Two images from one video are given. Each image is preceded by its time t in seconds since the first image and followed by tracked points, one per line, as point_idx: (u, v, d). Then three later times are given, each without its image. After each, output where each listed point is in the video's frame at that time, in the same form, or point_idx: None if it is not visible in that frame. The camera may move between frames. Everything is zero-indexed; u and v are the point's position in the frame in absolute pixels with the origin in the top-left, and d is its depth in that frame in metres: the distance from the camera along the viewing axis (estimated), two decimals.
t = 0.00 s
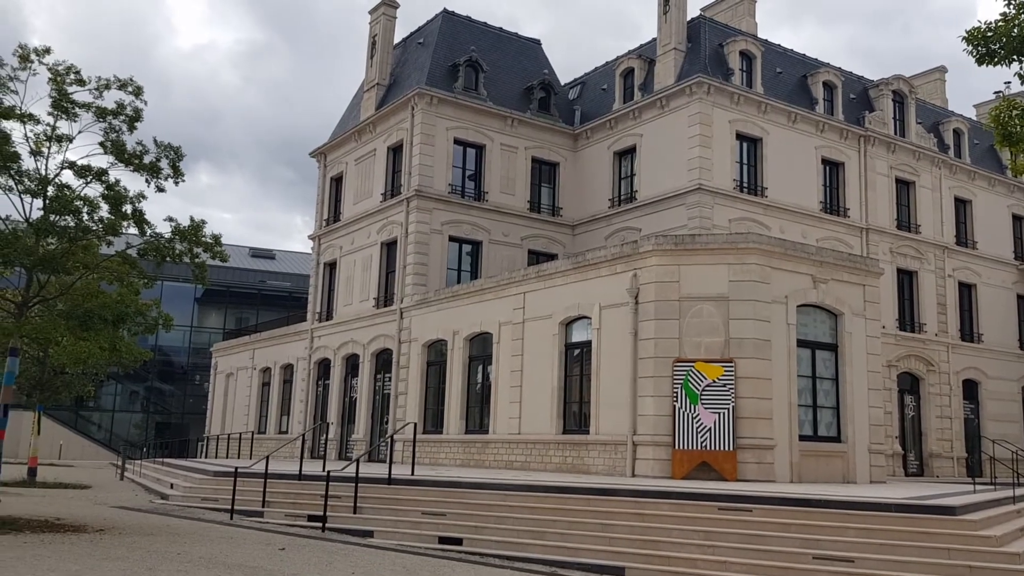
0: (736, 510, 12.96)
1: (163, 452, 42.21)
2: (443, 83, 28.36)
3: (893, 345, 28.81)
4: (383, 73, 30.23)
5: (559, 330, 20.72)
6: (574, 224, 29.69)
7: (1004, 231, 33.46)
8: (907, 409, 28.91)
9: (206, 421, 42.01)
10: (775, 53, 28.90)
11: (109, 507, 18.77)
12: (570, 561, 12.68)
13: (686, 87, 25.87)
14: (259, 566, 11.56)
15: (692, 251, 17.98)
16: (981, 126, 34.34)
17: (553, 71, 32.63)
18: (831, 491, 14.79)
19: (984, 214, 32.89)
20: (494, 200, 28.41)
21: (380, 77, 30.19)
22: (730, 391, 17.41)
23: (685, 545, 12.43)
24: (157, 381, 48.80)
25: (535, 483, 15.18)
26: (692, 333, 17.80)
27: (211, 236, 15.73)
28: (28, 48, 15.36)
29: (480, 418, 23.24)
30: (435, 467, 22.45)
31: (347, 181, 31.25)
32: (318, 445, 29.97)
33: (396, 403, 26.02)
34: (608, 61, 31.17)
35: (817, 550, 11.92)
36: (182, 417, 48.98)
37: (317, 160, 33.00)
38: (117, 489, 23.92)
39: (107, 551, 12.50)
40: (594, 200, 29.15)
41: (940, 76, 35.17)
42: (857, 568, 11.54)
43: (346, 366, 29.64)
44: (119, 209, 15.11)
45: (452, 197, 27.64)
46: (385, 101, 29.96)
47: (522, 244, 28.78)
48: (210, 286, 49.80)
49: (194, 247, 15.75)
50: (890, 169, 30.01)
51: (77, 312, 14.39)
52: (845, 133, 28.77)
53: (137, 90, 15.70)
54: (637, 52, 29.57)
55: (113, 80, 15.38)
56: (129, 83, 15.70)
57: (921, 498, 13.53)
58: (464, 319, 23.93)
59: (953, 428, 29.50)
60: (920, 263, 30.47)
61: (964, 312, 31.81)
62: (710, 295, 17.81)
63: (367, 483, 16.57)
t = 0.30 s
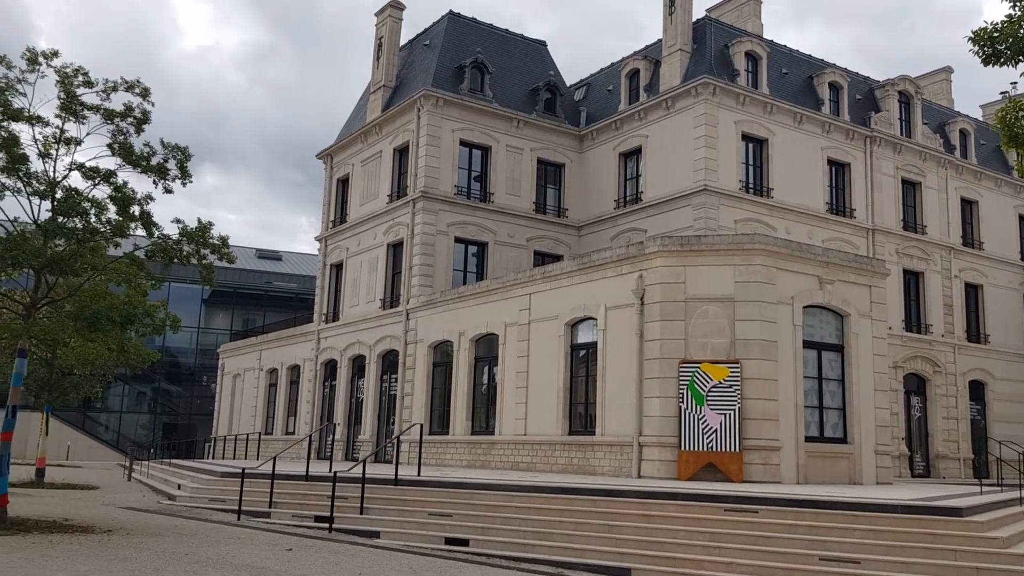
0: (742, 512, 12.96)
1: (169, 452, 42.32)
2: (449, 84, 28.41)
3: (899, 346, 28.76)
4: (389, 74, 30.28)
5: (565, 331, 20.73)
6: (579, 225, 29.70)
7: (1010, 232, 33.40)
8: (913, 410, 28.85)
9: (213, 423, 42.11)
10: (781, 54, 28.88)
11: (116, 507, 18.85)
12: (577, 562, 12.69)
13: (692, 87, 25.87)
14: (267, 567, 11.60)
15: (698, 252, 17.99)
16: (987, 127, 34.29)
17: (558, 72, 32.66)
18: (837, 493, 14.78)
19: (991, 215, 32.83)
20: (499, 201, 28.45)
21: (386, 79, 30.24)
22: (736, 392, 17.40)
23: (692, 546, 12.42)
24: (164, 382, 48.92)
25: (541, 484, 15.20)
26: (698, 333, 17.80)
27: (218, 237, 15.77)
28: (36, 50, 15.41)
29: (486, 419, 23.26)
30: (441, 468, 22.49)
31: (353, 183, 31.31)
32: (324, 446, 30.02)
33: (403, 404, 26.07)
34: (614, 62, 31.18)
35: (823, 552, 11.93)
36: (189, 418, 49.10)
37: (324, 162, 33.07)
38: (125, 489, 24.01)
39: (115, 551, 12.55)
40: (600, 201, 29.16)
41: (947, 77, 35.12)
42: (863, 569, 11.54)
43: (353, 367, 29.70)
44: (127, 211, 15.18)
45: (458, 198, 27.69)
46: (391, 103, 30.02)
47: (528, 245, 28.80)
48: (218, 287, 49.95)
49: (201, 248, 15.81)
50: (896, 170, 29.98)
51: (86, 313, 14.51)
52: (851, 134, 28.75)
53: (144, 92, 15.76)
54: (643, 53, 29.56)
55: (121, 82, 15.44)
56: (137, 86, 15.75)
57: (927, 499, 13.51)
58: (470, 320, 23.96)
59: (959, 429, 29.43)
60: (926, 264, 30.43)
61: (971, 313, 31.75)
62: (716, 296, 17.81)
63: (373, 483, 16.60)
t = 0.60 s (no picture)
0: (758, 512, 12.93)
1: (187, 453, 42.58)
2: (463, 86, 28.48)
3: (916, 346, 28.62)
4: (403, 76, 30.37)
5: (580, 332, 20.75)
6: (594, 226, 29.70)
7: None
8: (930, 410, 28.66)
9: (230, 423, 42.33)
10: (796, 53, 28.80)
11: (136, 507, 19.00)
12: (592, 562, 12.72)
13: (706, 87, 25.84)
14: (284, 566, 11.68)
15: (712, 252, 17.97)
16: (1004, 125, 34.08)
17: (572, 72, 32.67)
18: (854, 493, 14.73)
19: (1009, 213, 32.61)
20: (514, 202, 28.49)
21: (401, 80, 30.33)
22: (752, 392, 17.38)
23: (708, 547, 12.42)
24: (182, 382, 49.22)
25: (556, 484, 15.22)
26: (713, 333, 17.79)
27: (236, 239, 15.87)
28: (54, 54, 15.54)
29: (502, 419, 23.30)
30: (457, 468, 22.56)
31: (368, 184, 31.43)
32: (340, 446, 30.15)
33: (418, 404, 26.15)
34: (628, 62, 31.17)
35: (840, 553, 11.90)
36: (207, 419, 49.39)
37: (339, 163, 33.20)
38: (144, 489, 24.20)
39: (133, 551, 12.66)
40: (614, 201, 29.15)
41: (963, 75, 34.92)
42: (881, 570, 11.51)
43: (368, 368, 29.80)
44: (145, 213, 15.31)
45: (472, 199, 27.76)
46: (405, 104, 30.11)
47: (543, 246, 28.83)
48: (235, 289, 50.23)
49: (218, 250, 15.92)
50: (912, 169, 29.83)
51: (105, 314, 14.67)
52: (867, 133, 28.64)
53: (161, 95, 15.88)
54: (657, 53, 29.53)
55: (138, 86, 15.57)
56: (154, 89, 15.88)
57: (944, 500, 13.45)
58: (485, 321, 24.01)
59: (977, 429, 29.23)
60: (943, 263, 30.28)
61: (988, 313, 31.55)
62: (731, 296, 17.79)
63: (390, 484, 16.66)
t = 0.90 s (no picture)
0: (782, 513, 12.85)
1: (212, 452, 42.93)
2: (485, 86, 28.54)
3: (942, 346, 28.36)
4: (426, 77, 30.47)
5: (602, 331, 20.74)
6: (616, 225, 29.66)
7: None
8: (957, 410, 28.34)
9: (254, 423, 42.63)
10: (819, 51, 28.62)
11: (163, 505, 19.20)
12: (615, 563, 12.73)
13: (729, 86, 25.73)
14: (308, 564, 11.80)
15: (735, 251, 17.91)
16: None
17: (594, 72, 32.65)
18: (879, 494, 14.63)
19: None
20: (536, 202, 28.51)
21: (423, 81, 30.43)
22: (776, 392, 17.31)
23: (732, 547, 12.39)
24: (208, 382, 49.65)
25: (579, 484, 15.23)
26: (736, 333, 17.72)
27: (260, 239, 15.99)
28: (81, 58, 15.73)
29: (524, 419, 23.34)
30: (480, 467, 22.63)
31: (391, 185, 31.55)
32: (364, 446, 30.29)
33: (441, 404, 26.23)
34: (650, 61, 31.10)
35: (865, 554, 11.85)
36: (232, 418, 49.81)
37: (362, 164, 33.36)
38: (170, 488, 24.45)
39: (159, 549, 12.80)
40: (636, 200, 29.10)
41: (989, 72, 34.58)
42: (906, 571, 11.45)
43: (391, 367, 29.92)
44: (171, 214, 15.46)
45: (495, 199, 27.81)
46: (428, 105, 30.21)
47: (565, 246, 28.83)
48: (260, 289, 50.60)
49: (243, 250, 16.05)
50: (938, 167, 29.57)
51: (132, 314, 14.85)
52: (892, 131, 28.41)
53: (187, 97, 16.04)
54: (679, 52, 29.44)
55: (164, 88, 15.74)
56: (179, 91, 16.04)
57: (970, 500, 13.34)
58: (507, 321, 24.04)
59: (1004, 430, 28.87)
60: (969, 263, 30.00)
61: (1016, 312, 31.21)
62: (754, 296, 17.72)
63: (413, 483, 16.73)
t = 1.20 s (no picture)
0: (807, 514, 12.78)
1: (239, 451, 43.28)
2: (509, 87, 28.59)
3: (970, 346, 28.05)
4: (450, 78, 30.55)
5: (626, 331, 20.72)
6: (640, 225, 29.60)
7: None
8: (985, 411, 27.89)
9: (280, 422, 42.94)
10: (845, 49, 28.43)
11: (191, 503, 19.41)
12: (640, 563, 12.73)
13: (754, 85, 25.60)
14: (334, 562, 11.90)
15: (760, 251, 17.82)
16: None
17: (617, 71, 32.60)
18: (906, 495, 14.54)
19: None
20: (560, 202, 28.52)
21: (447, 82, 30.52)
22: (802, 393, 17.22)
23: (757, 549, 12.37)
24: (235, 381, 50.07)
25: (603, 483, 15.24)
26: (761, 333, 17.65)
27: (287, 239, 16.13)
28: (110, 60, 15.93)
29: (548, 419, 23.36)
30: (504, 467, 22.68)
31: (415, 185, 31.67)
32: (389, 445, 30.43)
33: (465, 403, 26.30)
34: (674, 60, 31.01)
35: (892, 555, 11.80)
36: (259, 417, 50.21)
37: (387, 165, 33.52)
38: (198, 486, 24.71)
39: (187, 547, 12.93)
40: (660, 200, 29.03)
41: (1018, 69, 34.18)
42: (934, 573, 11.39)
43: (416, 367, 30.04)
44: (199, 214, 15.63)
45: (518, 199, 27.85)
46: (452, 106, 30.29)
47: (588, 246, 28.82)
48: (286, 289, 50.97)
49: (270, 250, 16.20)
50: (966, 165, 29.27)
51: (161, 314, 15.08)
52: (919, 129, 28.16)
53: (214, 99, 16.20)
54: (703, 51, 29.33)
55: (192, 90, 15.91)
56: (206, 93, 16.21)
57: (999, 502, 13.23)
58: (531, 321, 24.07)
59: None
60: (998, 262, 29.67)
61: None
62: (779, 296, 17.63)
63: (437, 482, 16.79)
